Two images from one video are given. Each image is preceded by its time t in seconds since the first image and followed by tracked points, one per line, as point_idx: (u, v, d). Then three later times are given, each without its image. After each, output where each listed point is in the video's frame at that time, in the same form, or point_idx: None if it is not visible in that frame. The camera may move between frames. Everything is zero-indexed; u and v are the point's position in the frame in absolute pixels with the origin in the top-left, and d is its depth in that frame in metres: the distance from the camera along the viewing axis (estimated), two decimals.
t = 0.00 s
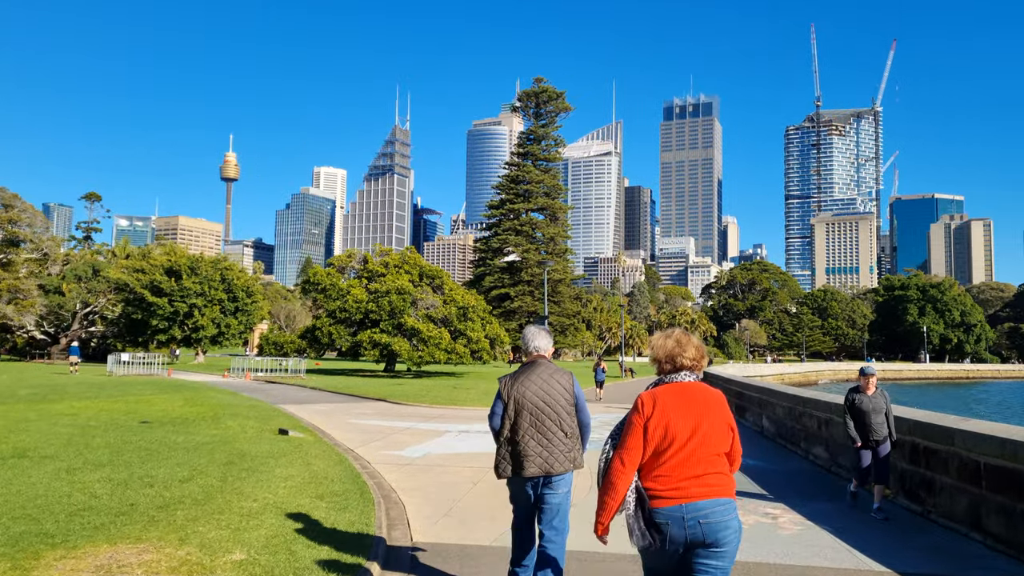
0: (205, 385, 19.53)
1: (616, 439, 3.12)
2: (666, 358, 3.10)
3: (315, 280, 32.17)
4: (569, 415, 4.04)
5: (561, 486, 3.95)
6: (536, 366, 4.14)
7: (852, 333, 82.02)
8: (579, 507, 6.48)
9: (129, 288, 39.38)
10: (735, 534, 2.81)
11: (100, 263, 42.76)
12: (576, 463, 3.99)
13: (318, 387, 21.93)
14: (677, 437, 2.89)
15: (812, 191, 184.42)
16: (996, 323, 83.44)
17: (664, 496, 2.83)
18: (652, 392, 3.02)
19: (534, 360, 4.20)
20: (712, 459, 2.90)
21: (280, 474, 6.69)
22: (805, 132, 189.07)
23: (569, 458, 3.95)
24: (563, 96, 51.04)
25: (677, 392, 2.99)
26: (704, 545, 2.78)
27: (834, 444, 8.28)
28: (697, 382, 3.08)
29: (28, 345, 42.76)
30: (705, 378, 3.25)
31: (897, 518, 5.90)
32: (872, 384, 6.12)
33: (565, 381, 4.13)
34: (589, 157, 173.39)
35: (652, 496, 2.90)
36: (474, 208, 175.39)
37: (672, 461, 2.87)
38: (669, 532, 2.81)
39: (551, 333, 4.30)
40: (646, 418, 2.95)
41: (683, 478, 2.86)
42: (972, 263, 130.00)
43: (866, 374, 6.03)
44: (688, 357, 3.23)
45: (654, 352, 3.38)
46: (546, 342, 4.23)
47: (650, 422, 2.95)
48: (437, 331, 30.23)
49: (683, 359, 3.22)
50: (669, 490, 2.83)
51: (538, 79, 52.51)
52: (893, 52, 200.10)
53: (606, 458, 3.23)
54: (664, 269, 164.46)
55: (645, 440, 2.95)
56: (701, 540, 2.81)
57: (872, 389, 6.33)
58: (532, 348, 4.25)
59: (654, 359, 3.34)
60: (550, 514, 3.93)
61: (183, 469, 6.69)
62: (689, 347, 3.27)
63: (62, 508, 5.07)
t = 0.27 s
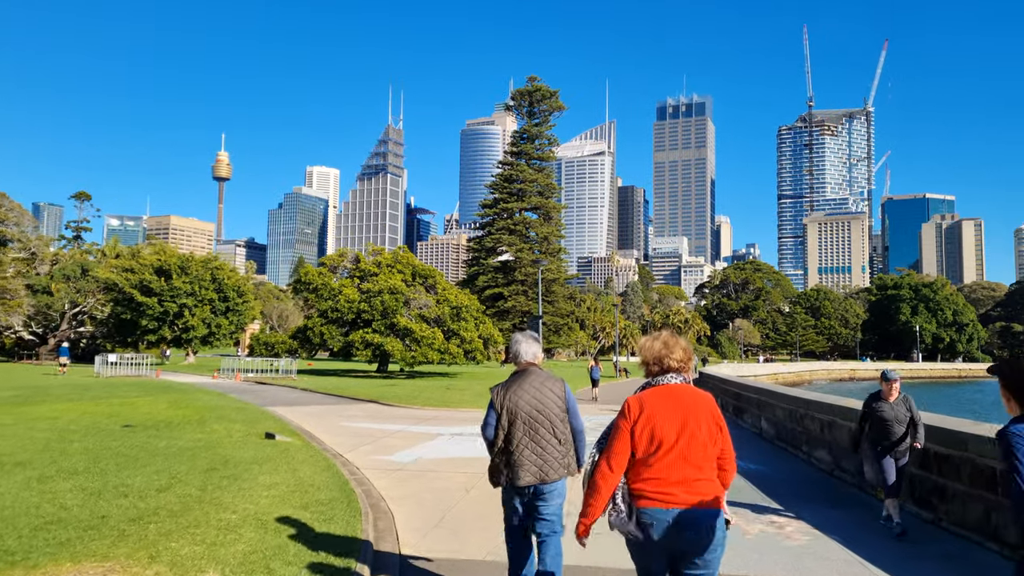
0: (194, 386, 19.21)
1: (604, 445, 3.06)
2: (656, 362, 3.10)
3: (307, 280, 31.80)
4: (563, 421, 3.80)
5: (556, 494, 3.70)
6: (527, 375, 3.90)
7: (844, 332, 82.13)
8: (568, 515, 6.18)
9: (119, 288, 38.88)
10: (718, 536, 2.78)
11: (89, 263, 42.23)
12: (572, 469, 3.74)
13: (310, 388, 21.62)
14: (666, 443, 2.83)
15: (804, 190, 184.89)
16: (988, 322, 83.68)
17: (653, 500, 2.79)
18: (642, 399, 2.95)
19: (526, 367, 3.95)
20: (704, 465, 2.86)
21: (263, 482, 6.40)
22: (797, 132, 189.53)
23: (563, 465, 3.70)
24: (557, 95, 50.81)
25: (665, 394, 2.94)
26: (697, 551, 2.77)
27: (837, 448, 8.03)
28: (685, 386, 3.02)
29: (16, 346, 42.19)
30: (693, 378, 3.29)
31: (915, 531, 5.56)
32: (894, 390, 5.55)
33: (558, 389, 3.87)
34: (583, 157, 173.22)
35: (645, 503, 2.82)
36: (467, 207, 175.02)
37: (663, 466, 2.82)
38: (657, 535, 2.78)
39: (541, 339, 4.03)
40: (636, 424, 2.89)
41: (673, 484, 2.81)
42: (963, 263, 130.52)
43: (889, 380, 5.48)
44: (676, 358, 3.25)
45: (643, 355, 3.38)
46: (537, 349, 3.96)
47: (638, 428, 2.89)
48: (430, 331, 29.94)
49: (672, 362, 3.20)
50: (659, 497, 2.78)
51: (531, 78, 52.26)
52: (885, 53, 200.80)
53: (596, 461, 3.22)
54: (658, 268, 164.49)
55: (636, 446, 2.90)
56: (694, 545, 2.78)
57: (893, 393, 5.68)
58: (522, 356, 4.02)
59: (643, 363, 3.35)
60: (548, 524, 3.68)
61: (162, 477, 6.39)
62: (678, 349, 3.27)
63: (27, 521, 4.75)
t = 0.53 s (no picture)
0: (178, 384, 18.86)
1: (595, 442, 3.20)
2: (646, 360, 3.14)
3: (295, 278, 31.43)
4: (551, 414, 3.80)
5: (541, 484, 3.73)
6: (518, 365, 3.90)
7: (833, 331, 82.27)
8: (556, 519, 5.89)
9: (103, 285, 38.23)
10: (710, 523, 2.87)
11: (73, 260, 41.53)
12: (559, 463, 3.75)
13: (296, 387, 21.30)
14: (653, 440, 2.92)
15: (794, 190, 185.65)
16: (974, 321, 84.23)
17: (643, 495, 2.84)
18: (631, 396, 3.07)
19: (517, 360, 3.95)
20: (692, 463, 2.93)
21: (239, 487, 6.07)
22: (787, 132, 190.29)
23: (548, 456, 3.72)
24: (548, 93, 50.56)
25: (653, 391, 3.05)
26: (684, 546, 2.84)
27: (834, 448, 7.83)
28: (671, 384, 3.10)
29: None
30: (683, 377, 3.25)
31: (921, 538, 5.27)
32: (910, 388, 5.22)
33: (548, 381, 3.86)
34: (573, 156, 173.14)
35: (634, 497, 2.88)
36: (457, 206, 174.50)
37: (651, 462, 2.90)
38: (644, 528, 2.84)
39: (535, 331, 4.00)
40: (625, 423, 3.01)
41: (662, 479, 2.88)
42: (950, 263, 131.39)
43: (906, 377, 5.15)
44: (666, 357, 3.21)
45: (635, 353, 3.38)
46: (530, 342, 3.96)
47: (627, 426, 2.99)
48: (419, 329, 29.63)
49: (662, 361, 3.18)
50: (648, 492, 2.85)
51: (522, 76, 52.02)
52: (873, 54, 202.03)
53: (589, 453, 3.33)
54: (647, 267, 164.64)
55: (621, 442, 3.03)
56: (679, 538, 2.84)
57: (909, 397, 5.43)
58: (514, 348, 4.01)
59: (635, 360, 3.35)
60: (531, 513, 3.72)
61: (132, 480, 6.05)
62: (668, 348, 3.25)
63: None
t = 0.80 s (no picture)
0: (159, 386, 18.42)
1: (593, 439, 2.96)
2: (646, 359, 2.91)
3: (280, 276, 31.01)
4: (551, 422, 3.60)
5: (540, 494, 3.55)
6: (521, 374, 3.71)
7: (820, 331, 82.53)
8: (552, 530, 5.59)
9: (84, 284, 37.56)
10: (712, 526, 2.69)
11: (54, 258, 40.77)
12: (557, 473, 3.57)
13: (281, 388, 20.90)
14: (654, 442, 2.70)
15: (781, 191, 186.55)
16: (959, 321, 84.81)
17: (641, 501, 2.65)
18: (631, 396, 2.84)
19: (520, 367, 3.77)
20: (694, 465, 2.72)
21: (213, 496, 5.74)
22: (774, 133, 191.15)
23: (548, 466, 3.52)
24: (537, 92, 50.32)
25: (653, 391, 2.81)
26: (687, 550, 2.67)
27: (834, 450, 7.59)
28: (672, 384, 2.86)
29: None
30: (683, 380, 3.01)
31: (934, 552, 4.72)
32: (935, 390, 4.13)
33: (550, 390, 3.66)
34: (562, 156, 173.04)
35: (634, 506, 2.69)
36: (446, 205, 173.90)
37: (651, 467, 2.70)
38: (643, 536, 2.65)
39: (541, 340, 3.88)
40: (626, 423, 2.78)
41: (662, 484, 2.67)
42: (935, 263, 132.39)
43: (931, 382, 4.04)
44: (666, 358, 2.99)
45: (635, 353, 3.12)
46: (536, 350, 3.83)
47: (627, 429, 2.78)
48: (407, 329, 29.29)
49: (662, 360, 2.97)
50: (647, 497, 2.65)
51: (511, 75, 51.75)
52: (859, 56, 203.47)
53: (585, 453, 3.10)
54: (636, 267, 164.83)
55: (622, 446, 2.80)
56: (680, 543, 2.65)
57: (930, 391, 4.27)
58: (520, 354, 3.85)
59: (633, 363, 3.09)
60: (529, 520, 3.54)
61: (99, 490, 5.72)
62: (668, 348, 3.02)
63: None
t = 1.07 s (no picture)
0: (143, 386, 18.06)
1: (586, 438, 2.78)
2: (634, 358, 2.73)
3: (268, 275, 30.66)
4: (551, 413, 3.56)
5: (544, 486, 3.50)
6: (516, 365, 3.63)
7: (810, 330, 82.77)
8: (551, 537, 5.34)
9: (68, 282, 37.00)
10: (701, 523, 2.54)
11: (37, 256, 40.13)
12: (559, 463, 3.52)
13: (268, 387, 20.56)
14: (643, 437, 2.56)
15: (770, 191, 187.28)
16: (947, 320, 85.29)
17: (629, 497, 2.52)
18: (624, 394, 2.66)
19: (516, 357, 3.69)
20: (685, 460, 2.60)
21: (188, 501, 5.45)
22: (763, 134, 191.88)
23: (551, 457, 3.49)
24: (527, 90, 50.14)
25: (645, 393, 2.63)
26: (672, 547, 2.48)
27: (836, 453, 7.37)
28: (665, 383, 2.71)
29: None
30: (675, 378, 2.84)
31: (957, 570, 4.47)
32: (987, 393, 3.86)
33: (547, 380, 3.61)
34: (553, 156, 172.95)
35: (622, 501, 2.57)
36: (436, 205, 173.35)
37: (642, 464, 2.55)
38: (634, 532, 2.51)
39: (536, 330, 3.79)
40: (618, 421, 2.61)
41: (651, 479, 2.54)
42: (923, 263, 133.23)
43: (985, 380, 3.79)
44: (656, 357, 2.81)
45: (623, 354, 2.95)
46: (531, 339, 3.73)
47: (618, 425, 2.61)
48: (397, 328, 28.94)
49: (652, 361, 2.79)
50: (636, 492, 2.52)
51: (502, 73, 51.57)
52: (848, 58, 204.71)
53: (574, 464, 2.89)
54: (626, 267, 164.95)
55: (613, 444, 2.62)
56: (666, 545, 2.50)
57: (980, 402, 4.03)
58: (515, 346, 3.75)
59: (623, 361, 2.93)
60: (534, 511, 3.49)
61: (67, 496, 5.41)
62: (658, 348, 2.84)
63: None
